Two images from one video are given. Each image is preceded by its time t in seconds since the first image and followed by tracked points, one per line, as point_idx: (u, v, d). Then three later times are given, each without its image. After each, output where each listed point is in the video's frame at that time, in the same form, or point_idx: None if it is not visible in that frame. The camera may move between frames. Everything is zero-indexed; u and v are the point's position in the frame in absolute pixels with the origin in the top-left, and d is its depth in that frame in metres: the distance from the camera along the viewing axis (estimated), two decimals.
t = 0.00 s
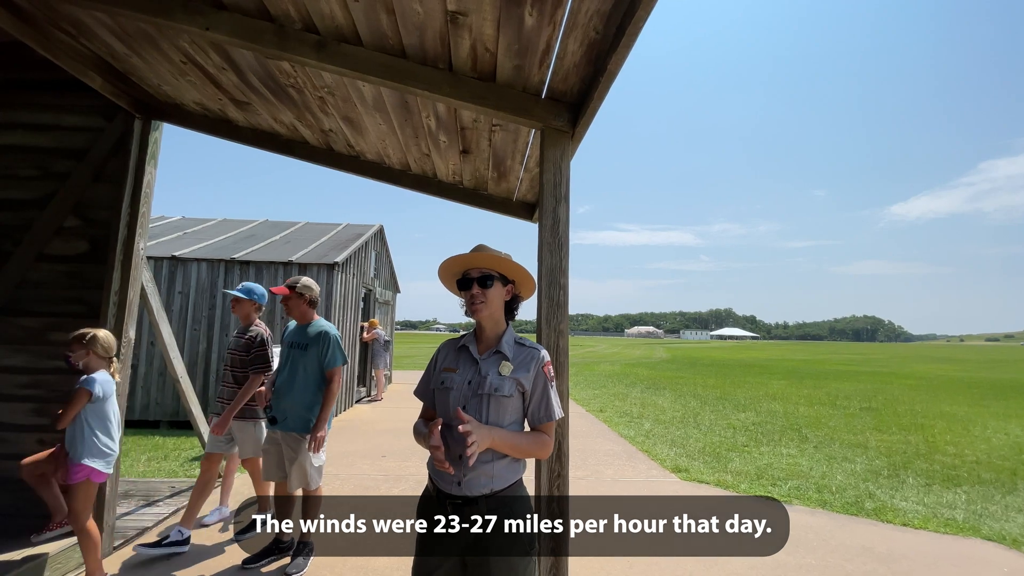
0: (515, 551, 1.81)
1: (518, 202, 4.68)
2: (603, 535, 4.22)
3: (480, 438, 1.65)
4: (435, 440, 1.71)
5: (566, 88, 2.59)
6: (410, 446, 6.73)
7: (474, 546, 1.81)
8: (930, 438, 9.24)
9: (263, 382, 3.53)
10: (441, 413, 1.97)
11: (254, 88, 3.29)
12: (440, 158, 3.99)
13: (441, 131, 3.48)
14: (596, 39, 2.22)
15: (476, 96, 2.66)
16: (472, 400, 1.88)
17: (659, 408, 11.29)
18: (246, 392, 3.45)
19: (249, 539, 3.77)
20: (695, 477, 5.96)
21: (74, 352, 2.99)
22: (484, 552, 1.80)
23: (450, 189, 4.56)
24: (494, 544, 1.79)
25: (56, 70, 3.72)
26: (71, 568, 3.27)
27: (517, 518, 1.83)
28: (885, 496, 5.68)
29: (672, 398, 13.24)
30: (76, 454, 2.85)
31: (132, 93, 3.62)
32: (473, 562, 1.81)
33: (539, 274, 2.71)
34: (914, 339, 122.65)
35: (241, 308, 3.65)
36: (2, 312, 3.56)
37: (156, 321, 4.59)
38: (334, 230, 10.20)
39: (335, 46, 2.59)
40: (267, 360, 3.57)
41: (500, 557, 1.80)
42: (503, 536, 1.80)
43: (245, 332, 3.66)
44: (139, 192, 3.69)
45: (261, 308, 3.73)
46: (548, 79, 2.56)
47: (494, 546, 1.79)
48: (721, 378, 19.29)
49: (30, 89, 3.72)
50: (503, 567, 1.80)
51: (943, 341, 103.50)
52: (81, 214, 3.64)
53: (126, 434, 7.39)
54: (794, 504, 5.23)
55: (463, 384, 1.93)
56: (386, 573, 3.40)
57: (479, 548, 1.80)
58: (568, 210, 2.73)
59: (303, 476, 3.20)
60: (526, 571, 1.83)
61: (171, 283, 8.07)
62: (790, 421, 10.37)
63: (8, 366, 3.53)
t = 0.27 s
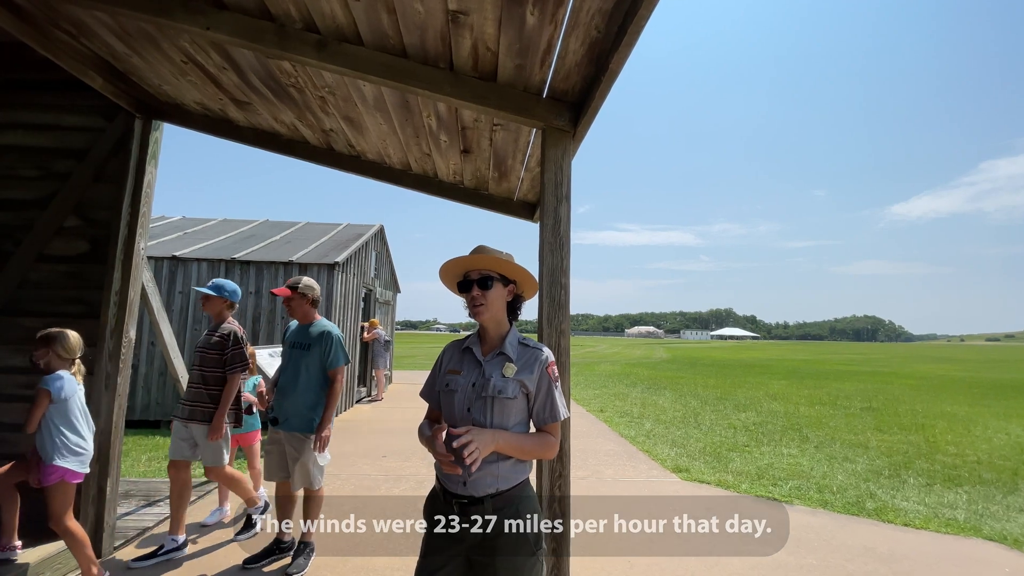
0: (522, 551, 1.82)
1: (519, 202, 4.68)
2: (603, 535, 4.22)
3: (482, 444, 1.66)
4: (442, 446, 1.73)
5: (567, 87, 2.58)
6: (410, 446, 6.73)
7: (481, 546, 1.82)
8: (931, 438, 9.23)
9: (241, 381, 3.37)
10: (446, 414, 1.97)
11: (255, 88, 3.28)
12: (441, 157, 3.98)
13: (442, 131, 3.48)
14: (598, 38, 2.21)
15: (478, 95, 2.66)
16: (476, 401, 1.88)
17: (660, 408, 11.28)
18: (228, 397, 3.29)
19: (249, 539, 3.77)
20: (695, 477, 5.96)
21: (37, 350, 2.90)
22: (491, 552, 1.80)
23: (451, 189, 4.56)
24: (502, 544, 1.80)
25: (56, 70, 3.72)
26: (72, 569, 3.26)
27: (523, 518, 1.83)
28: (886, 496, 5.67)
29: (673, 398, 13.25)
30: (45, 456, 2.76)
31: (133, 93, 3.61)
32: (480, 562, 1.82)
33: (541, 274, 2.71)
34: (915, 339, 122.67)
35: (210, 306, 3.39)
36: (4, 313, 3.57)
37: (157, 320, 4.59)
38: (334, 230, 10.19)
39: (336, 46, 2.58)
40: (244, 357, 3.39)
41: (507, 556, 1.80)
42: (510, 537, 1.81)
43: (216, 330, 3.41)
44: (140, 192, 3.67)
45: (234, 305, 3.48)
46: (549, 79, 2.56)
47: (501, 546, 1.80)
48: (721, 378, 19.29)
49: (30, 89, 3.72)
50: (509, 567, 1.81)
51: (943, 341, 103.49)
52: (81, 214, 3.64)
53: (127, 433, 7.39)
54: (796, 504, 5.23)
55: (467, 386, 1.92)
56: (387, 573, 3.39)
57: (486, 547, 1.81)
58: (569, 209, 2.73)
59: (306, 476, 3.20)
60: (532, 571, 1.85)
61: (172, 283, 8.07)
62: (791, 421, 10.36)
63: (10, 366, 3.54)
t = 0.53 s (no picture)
0: (525, 551, 1.81)
1: (519, 202, 4.68)
2: (604, 535, 4.23)
3: (488, 443, 1.65)
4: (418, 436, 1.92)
5: (568, 87, 2.58)
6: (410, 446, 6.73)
7: (484, 544, 1.82)
8: (931, 438, 9.26)
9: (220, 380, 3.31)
10: (451, 413, 1.96)
11: (255, 88, 3.28)
12: (441, 158, 3.99)
13: (443, 131, 3.48)
14: (598, 38, 2.21)
15: (479, 95, 2.66)
16: (481, 401, 1.87)
17: (660, 409, 11.29)
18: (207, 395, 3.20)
19: (249, 540, 3.76)
20: (696, 478, 5.96)
21: None
22: (494, 550, 1.80)
23: (451, 189, 4.56)
24: (505, 543, 1.80)
25: (57, 70, 3.72)
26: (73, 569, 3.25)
27: (527, 517, 1.83)
28: (886, 497, 5.69)
29: (673, 398, 13.26)
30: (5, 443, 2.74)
31: (133, 93, 3.61)
32: (482, 560, 1.82)
33: (541, 275, 2.71)
34: (915, 340, 122.66)
35: (184, 304, 3.31)
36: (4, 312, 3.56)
37: (157, 320, 4.59)
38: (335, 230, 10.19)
39: (337, 45, 2.58)
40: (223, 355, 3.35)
41: (510, 556, 1.80)
42: (514, 535, 1.80)
43: (191, 328, 3.33)
44: (140, 193, 3.67)
45: (209, 303, 3.40)
46: (550, 79, 2.55)
47: (504, 544, 1.80)
48: (721, 379, 19.32)
49: (30, 89, 3.71)
50: (512, 568, 1.80)
51: (943, 342, 103.53)
52: (82, 214, 3.64)
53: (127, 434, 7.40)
54: (796, 504, 5.24)
55: (472, 385, 1.92)
56: (388, 574, 3.40)
57: (489, 545, 1.81)
58: (570, 209, 2.73)
59: (307, 476, 3.20)
60: (535, 573, 1.84)
61: (172, 283, 8.07)
62: (791, 421, 10.39)
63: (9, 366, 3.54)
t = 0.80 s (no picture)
0: (525, 551, 1.81)
1: (519, 201, 4.67)
2: (604, 534, 4.22)
3: (489, 441, 1.64)
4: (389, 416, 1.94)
5: (568, 86, 2.58)
6: (411, 446, 6.73)
7: (485, 542, 1.82)
8: (932, 437, 9.25)
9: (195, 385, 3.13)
10: (453, 412, 1.96)
11: (255, 87, 3.28)
12: (441, 157, 3.98)
13: (443, 130, 3.47)
14: (598, 37, 2.20)
15: (478, 95, 2.65)
16: (483, 400, 1.87)
17: (661, 408, 11.27)
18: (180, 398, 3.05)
19: (249, 540, 3.76)
20: (696, 477, 5.95)
21: None
22: (494, 549, 1.80)
23: (451, 189, 4.55)
24: (505, 541, 1.79)
25: (56, 70, 3.71)
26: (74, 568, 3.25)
27: (528, 516, 1.82)
28: (887, 496, 5.68)
29: (673, 398, 13.25)
30: None
31: (133, 93, 3.60)
32: (483, 558, 1.81)
33: (541, 275, 2.71)
34: (916, 339, 122.58)
35: (160, 302, 3.16)
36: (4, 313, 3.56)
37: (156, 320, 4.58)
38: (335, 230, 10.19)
39: (336, 45, 2.58)
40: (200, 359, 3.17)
41: (510, 555, 1.79)
42: (514, 534, 1.80)
43: (168, 328, 3.16)
44: (140, 192, 3.66)
45: (186, 302, 3.24)
46: (549, 78, 2.55)
47: (505, 543, 1.79)
48: (722, 378, 19.31)
49: (30, 89, 3.71)
50: (512, 568, 1.79)
51: (944, 341, 103.47)
52: (82, 214, 3.63)
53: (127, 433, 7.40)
54: (797, 504, 5.23)
55: (474, 385, 1.92)
56: (388, 574, 3.39)
57: (490, 543, 1.81)
58: (569, 208, 2.73)
59: (308, 475, 3.20)
60: (535, 573, 1.83)
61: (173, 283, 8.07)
62: (792, 421, 10.37)
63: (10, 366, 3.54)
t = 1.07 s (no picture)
0: (525, 550, 1.80)
1: (519, 202, 4.67)
2: (604, 535, 4.22)
3: (489, 441, 1.64)
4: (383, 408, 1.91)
5: (567, 85, 2.57)
6: (411, 446, 6.73)
7: (484, 541, 1.82)
8: (932, 438, 9.26)
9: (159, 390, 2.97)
10: (453, 413, 1.96)
11: (254, 87, 3.28)
12: (441, 157, 3.98)
13: (442, 130, 3.47)
14: (598, 36, 2.20)
15: (477, 95, 2.65)
16: (482, 400, 1.87)
17: (661, 408, 11.27)
18: (145, 404, 2.92)
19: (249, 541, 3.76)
20: (696, 477, 5.95)
21: None
22: (493, 548, 1.79)
23: (451, 189, 4.55)
24: (505, 540, 1.79)
25: (56, 69, 3.71)
26: (76, 568, 3.25)
27: (527, 516, 1.82)
28: (888, 497, 5.67)
29: (673, 398, 13.26)
30: None
31: (132, 93, 3.60)
32: (482, 557, 1.81)
33: (541, 274, 2.70)
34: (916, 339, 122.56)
35: (133, 300, 3.06)
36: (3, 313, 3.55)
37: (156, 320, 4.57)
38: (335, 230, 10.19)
39: (335, 44, 2.57)
40: (165, 362, 3.02)
41: (509, 554, 1.78)
42: (513, 534, 1.79)
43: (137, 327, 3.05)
44: (139, 192, 3.67)
45: (160, 301, 3.13)
46: (549, 77, 2.55)
47: (504, 543, 1.79)
48: (722, 378, 19.32)
49: (30, 89, 3.71)
50: (511, 567, 1.78)
51: (945, 342, 103.48)
52: (82, 214, 3.63)
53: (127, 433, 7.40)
54: (798, 504, 5.23)
55: (474, 385, 1.91)
56: (387, 574, 3.39)
57: (489, 542, 1.80)
58: (569, 208, 2.72)
59: (307, 475, 3.20)
60: (535, 573, 1.82)
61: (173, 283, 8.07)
62: (792, 421, 10.38)
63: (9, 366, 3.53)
